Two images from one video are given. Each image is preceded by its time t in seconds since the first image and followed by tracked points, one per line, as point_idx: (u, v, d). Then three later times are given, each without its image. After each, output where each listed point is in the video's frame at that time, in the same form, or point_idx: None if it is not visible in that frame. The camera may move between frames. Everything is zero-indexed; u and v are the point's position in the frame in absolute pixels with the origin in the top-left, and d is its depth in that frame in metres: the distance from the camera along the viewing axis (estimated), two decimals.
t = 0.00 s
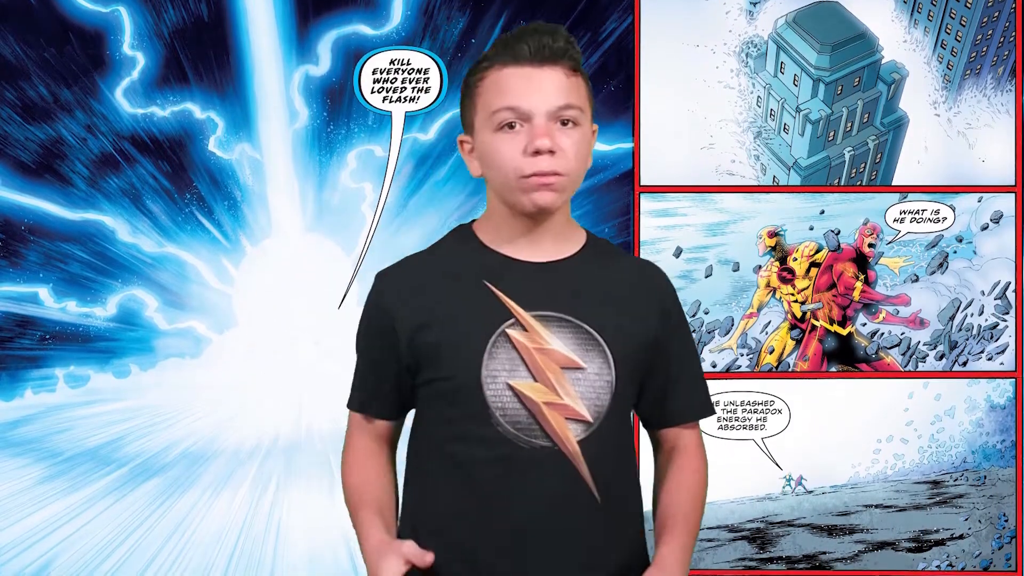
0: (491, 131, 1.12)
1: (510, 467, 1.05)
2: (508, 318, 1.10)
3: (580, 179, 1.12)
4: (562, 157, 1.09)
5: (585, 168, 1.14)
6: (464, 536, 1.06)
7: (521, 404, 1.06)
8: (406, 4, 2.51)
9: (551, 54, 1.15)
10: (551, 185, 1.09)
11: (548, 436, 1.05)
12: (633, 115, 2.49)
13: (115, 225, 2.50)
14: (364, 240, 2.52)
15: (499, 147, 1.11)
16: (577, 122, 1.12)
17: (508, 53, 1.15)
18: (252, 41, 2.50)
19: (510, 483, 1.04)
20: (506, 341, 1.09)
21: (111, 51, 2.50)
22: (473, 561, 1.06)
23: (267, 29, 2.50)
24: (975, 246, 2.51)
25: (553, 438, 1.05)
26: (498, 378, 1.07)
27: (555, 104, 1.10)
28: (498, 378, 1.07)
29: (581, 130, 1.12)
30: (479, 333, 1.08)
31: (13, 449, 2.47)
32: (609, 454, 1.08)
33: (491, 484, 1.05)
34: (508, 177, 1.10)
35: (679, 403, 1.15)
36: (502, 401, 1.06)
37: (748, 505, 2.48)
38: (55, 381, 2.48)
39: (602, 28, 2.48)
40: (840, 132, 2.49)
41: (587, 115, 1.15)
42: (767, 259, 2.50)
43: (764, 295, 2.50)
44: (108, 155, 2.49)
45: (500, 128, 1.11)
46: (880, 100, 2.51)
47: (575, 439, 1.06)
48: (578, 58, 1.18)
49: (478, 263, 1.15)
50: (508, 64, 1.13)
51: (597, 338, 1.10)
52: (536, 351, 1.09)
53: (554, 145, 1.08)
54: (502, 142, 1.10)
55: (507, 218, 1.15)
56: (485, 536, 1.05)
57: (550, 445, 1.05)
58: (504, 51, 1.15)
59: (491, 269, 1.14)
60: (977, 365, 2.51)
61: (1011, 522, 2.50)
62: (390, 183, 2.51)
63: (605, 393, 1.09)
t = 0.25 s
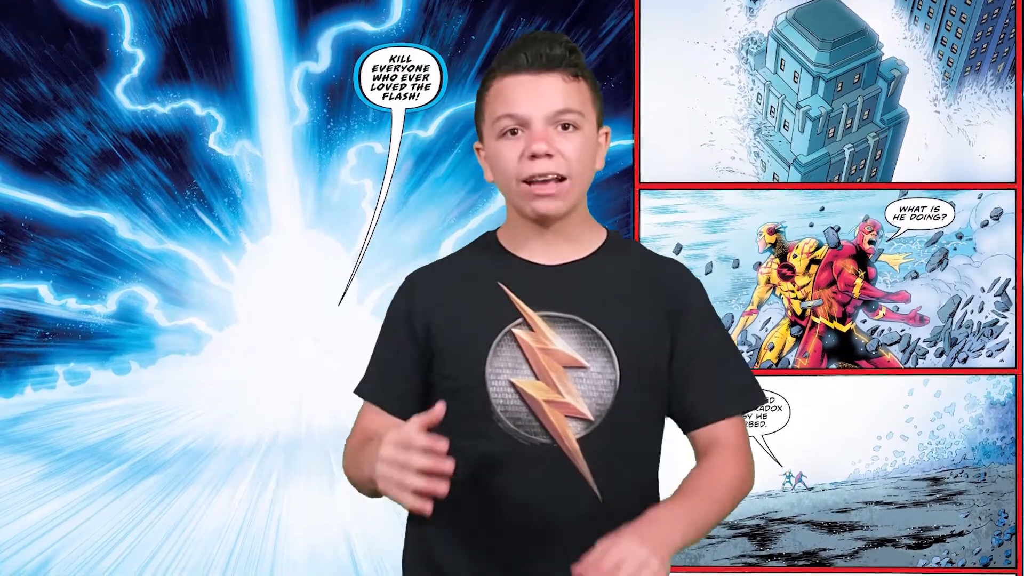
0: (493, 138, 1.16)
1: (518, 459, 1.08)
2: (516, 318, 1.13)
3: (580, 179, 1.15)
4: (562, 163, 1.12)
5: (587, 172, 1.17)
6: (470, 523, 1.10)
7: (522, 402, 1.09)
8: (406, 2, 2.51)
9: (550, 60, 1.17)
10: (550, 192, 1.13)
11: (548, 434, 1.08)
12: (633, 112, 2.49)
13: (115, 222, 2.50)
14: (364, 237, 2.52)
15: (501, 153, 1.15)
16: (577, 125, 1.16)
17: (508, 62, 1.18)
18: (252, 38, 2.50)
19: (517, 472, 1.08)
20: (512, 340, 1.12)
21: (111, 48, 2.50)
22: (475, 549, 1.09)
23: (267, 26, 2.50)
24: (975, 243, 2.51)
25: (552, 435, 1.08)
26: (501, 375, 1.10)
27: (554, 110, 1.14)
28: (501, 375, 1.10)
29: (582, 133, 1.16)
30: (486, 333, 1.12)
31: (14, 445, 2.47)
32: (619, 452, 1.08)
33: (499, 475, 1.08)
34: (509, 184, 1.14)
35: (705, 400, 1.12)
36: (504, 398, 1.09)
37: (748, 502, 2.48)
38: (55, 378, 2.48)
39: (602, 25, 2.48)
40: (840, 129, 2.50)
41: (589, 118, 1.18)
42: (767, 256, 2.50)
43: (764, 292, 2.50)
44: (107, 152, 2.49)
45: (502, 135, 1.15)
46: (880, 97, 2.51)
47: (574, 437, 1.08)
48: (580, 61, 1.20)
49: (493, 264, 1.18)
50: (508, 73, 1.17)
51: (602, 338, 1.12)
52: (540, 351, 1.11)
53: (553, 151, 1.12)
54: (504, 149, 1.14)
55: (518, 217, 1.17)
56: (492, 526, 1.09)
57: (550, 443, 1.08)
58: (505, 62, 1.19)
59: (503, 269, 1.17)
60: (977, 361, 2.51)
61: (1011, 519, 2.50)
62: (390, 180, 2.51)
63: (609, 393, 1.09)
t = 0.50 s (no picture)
0: (447, 127, 1.35)
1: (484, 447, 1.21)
2: (474, 315, 1.28)
3: (526, 158, 1.31)
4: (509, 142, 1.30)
5: (534, 155, 1.34)
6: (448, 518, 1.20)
7: (482, 392, 1.23)
8: None
9: (499, 60, 1.38)
10: (500, 166, 1.29)
11: (509, 424, 1.22)
12: (633, 109, 2.49)
13: (116, 219, 2.50)
14: (364, 234, 2.52)
15: (455, 137, 1.33)
16: (524, 114, 1.34)
17: (464, 64, 1.40)
18: (252, 35, 2.50)
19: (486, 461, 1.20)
20: (472, 336, 1.26)
21: (111, 45, 2.50)
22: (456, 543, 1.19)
23: (267, 22, 2.51)
24: (975, 239, 2.50)
25: (514, 424, 1.22)
26: (463, 369, 1.25)
27: (501, 98, 1.34)
28: (463, 369, 1.25)
29: (527, 120, 1.34)
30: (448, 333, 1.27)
31: (13, 442, 2.47)
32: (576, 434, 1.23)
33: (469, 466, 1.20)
34: (462, 165, 1.31)
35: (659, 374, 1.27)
36: (467, 390, 1.24)
37: (747, 499, 2.48)
38: (55, 375, 2.48)
39: (602, 22, 2.49)
40: (840, 126, 2.50)
41: (535, 109, 1.37)
42: (767, 252, 2.50)
43: (764, 289, 2.50)
44: (107, 149, 2.49)
45: (455, 123, 1.34)
46: (880, 94, 2.51)
47: (536, 426, 1.22)
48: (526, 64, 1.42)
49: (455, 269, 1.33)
50: (463, 72, 1.38)
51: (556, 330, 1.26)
52: (500, 345, 1.25)
53: (500, 130, 1.30)
54: (458, 133, 1.32)
55: (478, 219, 1.33)
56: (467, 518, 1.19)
57: (512, 432, 1.22)
58: (462, 62, 1.41)
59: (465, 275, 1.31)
60: (977, 358, 2.51)
61: (1012, 516, 2.50)
62: (390, 176, 2.50)
63: (566, 381, 1.25)
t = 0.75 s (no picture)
0: (406, 138, 1.34)
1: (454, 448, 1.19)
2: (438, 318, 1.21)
3: (485, 170, 1.32)
4: (469, 155, 1.30)
5: (492, 165, 1.34)
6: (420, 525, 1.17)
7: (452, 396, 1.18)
8: None
9: (456, 71, 1.39)
10: (459, 180, 1.29)
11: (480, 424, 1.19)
12: (633, 106, 2.49)
13: (116, 216, 2.50)
14: (364, 231, 2.52)
15: (414, 148, 1.32)
16: (482, 125, 1.35)
17: (421, 73, 1.40)
18: (252, 32, 2.50)
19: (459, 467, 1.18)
20: (437, 338, 1.20)
21: (111, 41, 2.50)
22: (432, 552, 1.16)
23: (267, 19, 2.51)
24: (975, 236, 2.50)
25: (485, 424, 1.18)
26: (430, 373, 1.19)
27: (459, 110, 1.33)
28: (430, 373, 1.19)
29: (486, 132, 1.35)
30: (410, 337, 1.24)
31: (13, 439, 2.47)
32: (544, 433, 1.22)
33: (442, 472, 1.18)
34: (421, 176, 1.30)
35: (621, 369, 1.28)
36: (435, 394, 1.19)
37: (747, 496, 2.48)
38: (55, 372, 2.48)
39: (602, 19, 2.48)
40: (840, 123, 2.50)
41: (492, 120, 1.38)
42: (767, 249, 2.50)
43: (764, 286, 2.50)
44: (108, 146, 2.50)
45: (413, 135, 1.33)
46: (880, 91, 2.51)
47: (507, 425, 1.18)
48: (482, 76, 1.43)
49: (414, 272, 1.31)
50: (421, 82, 1.38)
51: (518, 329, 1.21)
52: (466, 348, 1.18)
53: (460, 142, 1.29)
54: (417, 145, 1.32)
55: (435, 226, 1.33)
56: (439, 524, 1.17)
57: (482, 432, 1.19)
58: (419, 73, 1.40)
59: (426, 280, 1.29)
60: (978, 355, 2.51)
61: (1012, 513, 2.50)
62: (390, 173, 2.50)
63: (534, 379, 1.20)
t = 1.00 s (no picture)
0: (407, 137, 1.34)
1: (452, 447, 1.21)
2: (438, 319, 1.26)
3: (487, 170, 1.31)
4: (472, 157, 1.29)
5: (495, 165, 1.33)
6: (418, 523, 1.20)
7: (449, 395, 1.23)
8: None
9: (457, 67, 1.38)
10: (462, 184, 1.28)
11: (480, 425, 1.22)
12: (633, 103, 2.49)
13: (116, 213, 2.50)
14: (364, 227, 2.51)
15: (415, 147, 1.32)
16: (484, 124, 1.33)
17: (421, 70, 1.39)
18: (252, 29, 2.51)
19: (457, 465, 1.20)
20: (437, 340, 1.25)
21: (111, 38, 2.50)
22: (430, 548, 1.19)
23: (267, 17, 2.51)
24: (975, 233, 2.50)
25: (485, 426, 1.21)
26: (429, 374, 1.24)
27: (461, 108, 1.32)
28: (429, 374, 1.24)
29: (488, 131, 1.33)
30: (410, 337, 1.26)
31: (13, 436, 2.47)
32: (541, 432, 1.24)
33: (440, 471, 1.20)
34: (423, 180, 1.30)
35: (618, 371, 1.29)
36: (435, 396, 1.23)
37: (748, 492, 2.48)
38: (55, 368, 2.48)
39: (602, 16, 2.48)
40: (840, 119, 2.50)
41: (495, 118, 1.36)
42: (767, 246, 2.49)
43: (764, 283, 2.50)
44: (107, 142, 2.49)
45: (414, 133, 1.33)
46: (880, 88, 2.51)
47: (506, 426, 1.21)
48: (484, 71, 1.41)
49: (412, 271, 1.31)
50: (421, 78, 1.37)
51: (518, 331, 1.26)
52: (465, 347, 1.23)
53: (462, 143, 1.29)
54: (419, 144, 1.32)
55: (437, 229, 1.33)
56: (437, 522, 1.19)
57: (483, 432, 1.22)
58: (418, 68, 1.39)
59: (427, 279, 1.30)
60: (978, 352, 2.51)
61: (1012, 510, 2.50)
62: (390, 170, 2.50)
63: (533, 379, 1.25)
